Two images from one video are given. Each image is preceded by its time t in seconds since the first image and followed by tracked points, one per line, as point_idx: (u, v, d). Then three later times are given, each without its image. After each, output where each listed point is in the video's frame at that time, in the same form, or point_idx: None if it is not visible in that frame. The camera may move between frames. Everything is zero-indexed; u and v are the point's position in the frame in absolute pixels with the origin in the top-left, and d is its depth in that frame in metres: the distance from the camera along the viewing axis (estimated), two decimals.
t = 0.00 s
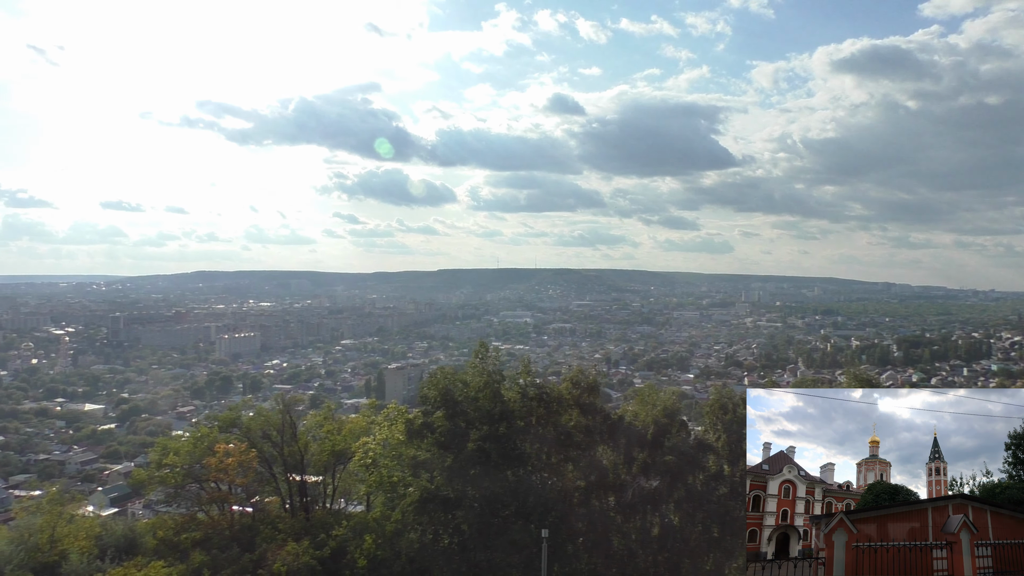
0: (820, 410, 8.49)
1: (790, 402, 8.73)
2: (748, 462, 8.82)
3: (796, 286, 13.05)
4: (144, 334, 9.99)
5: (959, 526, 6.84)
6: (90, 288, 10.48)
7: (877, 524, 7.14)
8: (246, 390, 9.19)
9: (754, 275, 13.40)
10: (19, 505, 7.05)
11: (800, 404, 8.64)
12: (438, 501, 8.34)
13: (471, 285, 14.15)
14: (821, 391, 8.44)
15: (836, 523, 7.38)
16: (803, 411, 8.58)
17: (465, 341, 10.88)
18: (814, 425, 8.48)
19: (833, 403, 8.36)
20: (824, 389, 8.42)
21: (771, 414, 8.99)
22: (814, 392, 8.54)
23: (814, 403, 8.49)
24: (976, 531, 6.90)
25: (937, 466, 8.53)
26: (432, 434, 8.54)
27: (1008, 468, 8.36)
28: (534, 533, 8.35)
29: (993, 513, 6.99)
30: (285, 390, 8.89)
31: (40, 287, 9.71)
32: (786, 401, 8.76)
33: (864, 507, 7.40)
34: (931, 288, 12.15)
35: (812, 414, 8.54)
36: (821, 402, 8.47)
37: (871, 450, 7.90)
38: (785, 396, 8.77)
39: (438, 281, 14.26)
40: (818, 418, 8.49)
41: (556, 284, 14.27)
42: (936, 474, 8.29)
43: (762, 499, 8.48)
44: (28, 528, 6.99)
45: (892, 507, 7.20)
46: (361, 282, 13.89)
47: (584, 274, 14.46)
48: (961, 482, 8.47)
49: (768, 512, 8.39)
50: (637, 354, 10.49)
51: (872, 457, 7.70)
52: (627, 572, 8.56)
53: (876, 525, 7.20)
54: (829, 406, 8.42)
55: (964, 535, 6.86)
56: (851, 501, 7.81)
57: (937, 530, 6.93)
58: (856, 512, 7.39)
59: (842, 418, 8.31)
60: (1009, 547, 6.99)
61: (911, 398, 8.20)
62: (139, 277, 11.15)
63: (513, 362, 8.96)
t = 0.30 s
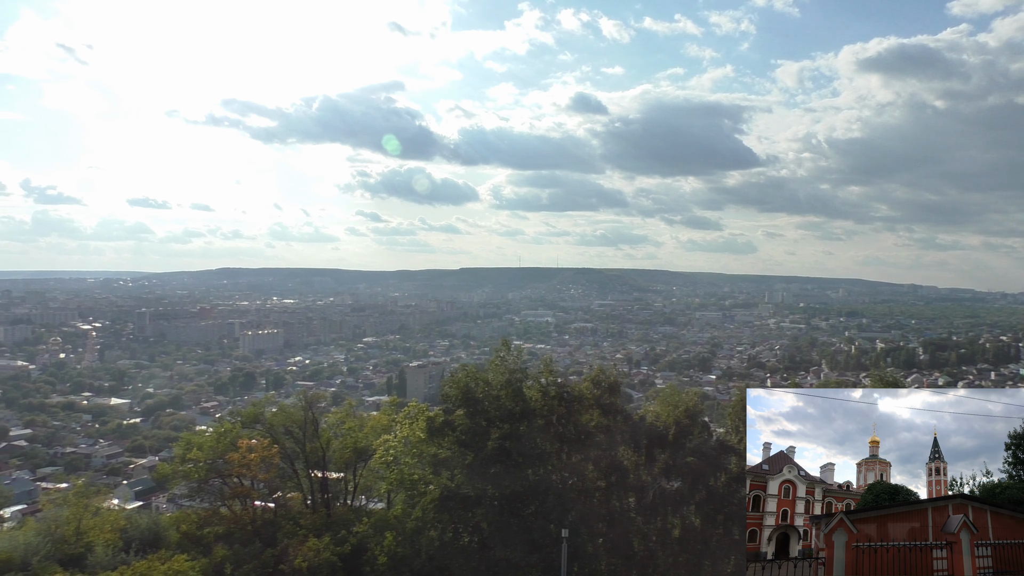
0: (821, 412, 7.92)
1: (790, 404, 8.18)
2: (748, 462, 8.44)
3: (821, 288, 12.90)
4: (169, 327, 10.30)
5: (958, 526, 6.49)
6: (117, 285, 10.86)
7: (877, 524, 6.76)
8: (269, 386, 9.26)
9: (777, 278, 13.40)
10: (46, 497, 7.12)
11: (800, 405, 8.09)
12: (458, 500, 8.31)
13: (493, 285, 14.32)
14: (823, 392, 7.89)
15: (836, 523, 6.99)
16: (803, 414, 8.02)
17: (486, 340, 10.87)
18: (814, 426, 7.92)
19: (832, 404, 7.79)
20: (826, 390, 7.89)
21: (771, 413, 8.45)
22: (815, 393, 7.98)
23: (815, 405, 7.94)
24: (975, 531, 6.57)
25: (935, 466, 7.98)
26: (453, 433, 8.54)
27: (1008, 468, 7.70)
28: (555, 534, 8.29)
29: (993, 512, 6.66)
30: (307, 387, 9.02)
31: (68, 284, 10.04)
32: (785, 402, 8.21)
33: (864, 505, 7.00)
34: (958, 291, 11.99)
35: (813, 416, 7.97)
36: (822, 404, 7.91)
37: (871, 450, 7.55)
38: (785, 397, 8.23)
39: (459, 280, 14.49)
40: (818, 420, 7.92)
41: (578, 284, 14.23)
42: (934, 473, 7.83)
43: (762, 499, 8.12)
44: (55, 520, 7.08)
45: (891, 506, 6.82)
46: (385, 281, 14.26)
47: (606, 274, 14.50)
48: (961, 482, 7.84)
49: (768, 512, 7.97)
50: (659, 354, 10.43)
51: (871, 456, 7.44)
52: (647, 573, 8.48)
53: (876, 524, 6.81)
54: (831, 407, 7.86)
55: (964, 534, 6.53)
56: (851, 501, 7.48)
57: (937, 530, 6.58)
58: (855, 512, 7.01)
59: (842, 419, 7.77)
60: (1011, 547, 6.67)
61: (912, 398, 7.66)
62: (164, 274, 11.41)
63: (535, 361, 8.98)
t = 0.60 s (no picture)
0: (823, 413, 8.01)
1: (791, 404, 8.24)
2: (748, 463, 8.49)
3: (847, 288, 12.76)
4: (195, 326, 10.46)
5: (958, 526, 6.73)
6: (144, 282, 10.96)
7: (876, 524, 6.98)
8: (294, 385, 9.26)
9: (803, 277, 13.21)
10: (75, 492, 7.34)
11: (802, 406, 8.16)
12: (481, 498, 8.37)
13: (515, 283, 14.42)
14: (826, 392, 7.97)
15: (835, 523, 7.19)
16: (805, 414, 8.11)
17: (509, 339, 10.88)
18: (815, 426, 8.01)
19: (832, 403, 8.04)
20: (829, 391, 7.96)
21: (770, 414, 8.60)
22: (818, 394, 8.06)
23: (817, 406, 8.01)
24: (976, 531, 6.82)
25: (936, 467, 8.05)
26: (476, 432, 8.64)
27: (1008, 468, 8.18)
28: (578, 534, 8.25)
29: (994, 512, 6.89)
30: (331, 384, 8.99)
31: (96, 282, 10.33)
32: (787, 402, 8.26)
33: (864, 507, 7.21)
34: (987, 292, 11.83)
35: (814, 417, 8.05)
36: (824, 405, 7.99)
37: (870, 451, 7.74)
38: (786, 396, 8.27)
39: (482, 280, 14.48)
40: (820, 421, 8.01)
41: (601, 283, 14.25)
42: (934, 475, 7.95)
43: (762, 499, 8.18)
44: (84, 514, 7.29)
45: (891, 507, 7.04)
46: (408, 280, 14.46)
47: (628, 273, 14.46)
48: (962, 483, 8.10)
49: (768, 512, 8.10)
50: (683, 354, 10.35)
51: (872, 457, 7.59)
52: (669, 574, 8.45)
53: (876, 524, 7.04)
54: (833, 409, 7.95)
55: (965, 534, 6.77)
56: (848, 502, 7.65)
57: (938, 530, 6.82)
58: (855, 512, 7.21)
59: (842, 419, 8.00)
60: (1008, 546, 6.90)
61: (911, 398, 8.01)
62: (190, 272, 11.55)
63: (558, 360, 8.97)
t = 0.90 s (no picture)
0: (820, 414, 7.89)
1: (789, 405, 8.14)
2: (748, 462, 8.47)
3: (875, 288, 12.57)
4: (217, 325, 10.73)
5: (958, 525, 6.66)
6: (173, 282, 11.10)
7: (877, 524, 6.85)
8: (320, 385, 9.35)
9: (830, 276, 13.04)
10: (106, 489, 7.38)
11: (799, 407, 8.06)
12: (505, 498, 8.33)
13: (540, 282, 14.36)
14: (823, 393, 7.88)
15: (835, 523, 7.06)
16: (802, 415, 8.00)
17: (534, 338, 10.89)
18: (813, 426, 7.91)
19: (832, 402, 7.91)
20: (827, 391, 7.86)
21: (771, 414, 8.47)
22: (815, 395, 7.96)
23: (814, 407, 7.91)
24: (973, 528, 6.73)
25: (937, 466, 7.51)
26: (500, 430, 8.62)
27: (1008, 468, 7.67)
28: (602, 534, 8.23)
29: (992, 511, 6.81)
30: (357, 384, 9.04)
31: (128, 282, 10.45)
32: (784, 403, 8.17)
33: (864, 505, 7.06)
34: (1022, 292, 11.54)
35: (812, 418, 7.93)
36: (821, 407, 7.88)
37: (870, 451, 7.62)
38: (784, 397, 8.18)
39: (507, 279, 14.48)
40: (817, 422, 7.90)
41: (626, 283, 14.18)
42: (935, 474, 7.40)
43: (762, 499, 8.18)
44: (115, 511, 7.38)
45: (890, 506, 6.91)
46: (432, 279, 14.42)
47: (653, 273, 14.41)
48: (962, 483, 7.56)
49: (768, 512, 8.05)
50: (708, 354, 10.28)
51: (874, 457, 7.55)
52: None
53: (877, 525, 6.90)
54: (830, 410, 7.84)
55: (964, 533, 6.68)
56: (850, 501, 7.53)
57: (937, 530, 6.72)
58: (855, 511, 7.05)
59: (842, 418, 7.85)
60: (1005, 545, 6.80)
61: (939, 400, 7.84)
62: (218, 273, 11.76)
63: (581, 360, 8.97)
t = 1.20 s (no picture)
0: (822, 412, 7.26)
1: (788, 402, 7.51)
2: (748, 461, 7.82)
3: (906, 289, 12.30)
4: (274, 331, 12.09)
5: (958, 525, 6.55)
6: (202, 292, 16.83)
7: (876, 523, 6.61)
8: (347, 384, 9.84)
9: (859, 277, 12.85)
10: (139, 488, 8.08)
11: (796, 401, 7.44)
12: (531, 499, 8.21)
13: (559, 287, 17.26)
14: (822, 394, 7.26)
15: (835, 523, 6.76)
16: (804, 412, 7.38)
17: (560, 340, 10.92)
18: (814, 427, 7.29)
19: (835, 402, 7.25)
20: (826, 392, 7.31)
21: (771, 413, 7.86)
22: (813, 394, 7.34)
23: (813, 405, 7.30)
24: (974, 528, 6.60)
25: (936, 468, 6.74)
26: (525, 431, 8.57)
27: (1008, 468, 6.81)
28: (628, 536, 7.95)
29: (992, 511, 6.66)
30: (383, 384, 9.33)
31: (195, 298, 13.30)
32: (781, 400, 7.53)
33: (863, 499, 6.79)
34: None
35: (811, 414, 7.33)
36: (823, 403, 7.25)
37: (869, 451, 7.00)
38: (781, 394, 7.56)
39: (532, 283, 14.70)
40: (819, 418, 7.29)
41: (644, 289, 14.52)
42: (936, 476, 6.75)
43: (762, 498, 7.58)
44: (145, 509, 7.77)
45: (890, 502, 6.67)
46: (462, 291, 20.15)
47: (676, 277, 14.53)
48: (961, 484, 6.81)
49: (767, 512, 7.46)
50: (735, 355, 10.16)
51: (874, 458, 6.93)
52: None
53: (875, 522, 6.64)
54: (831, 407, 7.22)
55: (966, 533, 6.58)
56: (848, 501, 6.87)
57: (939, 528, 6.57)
58: (854, 510, 6.77)
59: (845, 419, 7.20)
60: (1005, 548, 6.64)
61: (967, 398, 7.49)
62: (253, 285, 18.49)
63: (604, 361, 9.12)
